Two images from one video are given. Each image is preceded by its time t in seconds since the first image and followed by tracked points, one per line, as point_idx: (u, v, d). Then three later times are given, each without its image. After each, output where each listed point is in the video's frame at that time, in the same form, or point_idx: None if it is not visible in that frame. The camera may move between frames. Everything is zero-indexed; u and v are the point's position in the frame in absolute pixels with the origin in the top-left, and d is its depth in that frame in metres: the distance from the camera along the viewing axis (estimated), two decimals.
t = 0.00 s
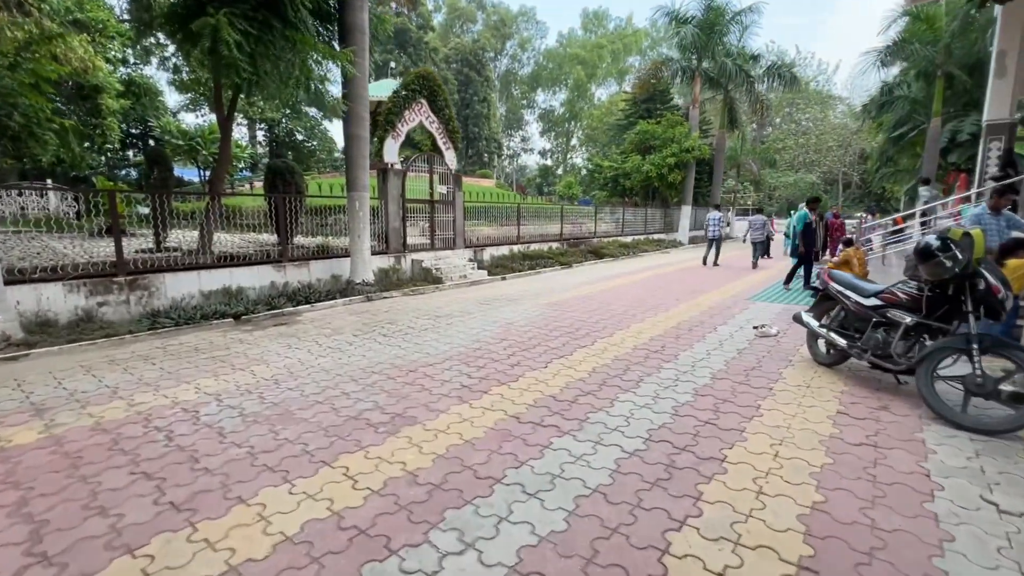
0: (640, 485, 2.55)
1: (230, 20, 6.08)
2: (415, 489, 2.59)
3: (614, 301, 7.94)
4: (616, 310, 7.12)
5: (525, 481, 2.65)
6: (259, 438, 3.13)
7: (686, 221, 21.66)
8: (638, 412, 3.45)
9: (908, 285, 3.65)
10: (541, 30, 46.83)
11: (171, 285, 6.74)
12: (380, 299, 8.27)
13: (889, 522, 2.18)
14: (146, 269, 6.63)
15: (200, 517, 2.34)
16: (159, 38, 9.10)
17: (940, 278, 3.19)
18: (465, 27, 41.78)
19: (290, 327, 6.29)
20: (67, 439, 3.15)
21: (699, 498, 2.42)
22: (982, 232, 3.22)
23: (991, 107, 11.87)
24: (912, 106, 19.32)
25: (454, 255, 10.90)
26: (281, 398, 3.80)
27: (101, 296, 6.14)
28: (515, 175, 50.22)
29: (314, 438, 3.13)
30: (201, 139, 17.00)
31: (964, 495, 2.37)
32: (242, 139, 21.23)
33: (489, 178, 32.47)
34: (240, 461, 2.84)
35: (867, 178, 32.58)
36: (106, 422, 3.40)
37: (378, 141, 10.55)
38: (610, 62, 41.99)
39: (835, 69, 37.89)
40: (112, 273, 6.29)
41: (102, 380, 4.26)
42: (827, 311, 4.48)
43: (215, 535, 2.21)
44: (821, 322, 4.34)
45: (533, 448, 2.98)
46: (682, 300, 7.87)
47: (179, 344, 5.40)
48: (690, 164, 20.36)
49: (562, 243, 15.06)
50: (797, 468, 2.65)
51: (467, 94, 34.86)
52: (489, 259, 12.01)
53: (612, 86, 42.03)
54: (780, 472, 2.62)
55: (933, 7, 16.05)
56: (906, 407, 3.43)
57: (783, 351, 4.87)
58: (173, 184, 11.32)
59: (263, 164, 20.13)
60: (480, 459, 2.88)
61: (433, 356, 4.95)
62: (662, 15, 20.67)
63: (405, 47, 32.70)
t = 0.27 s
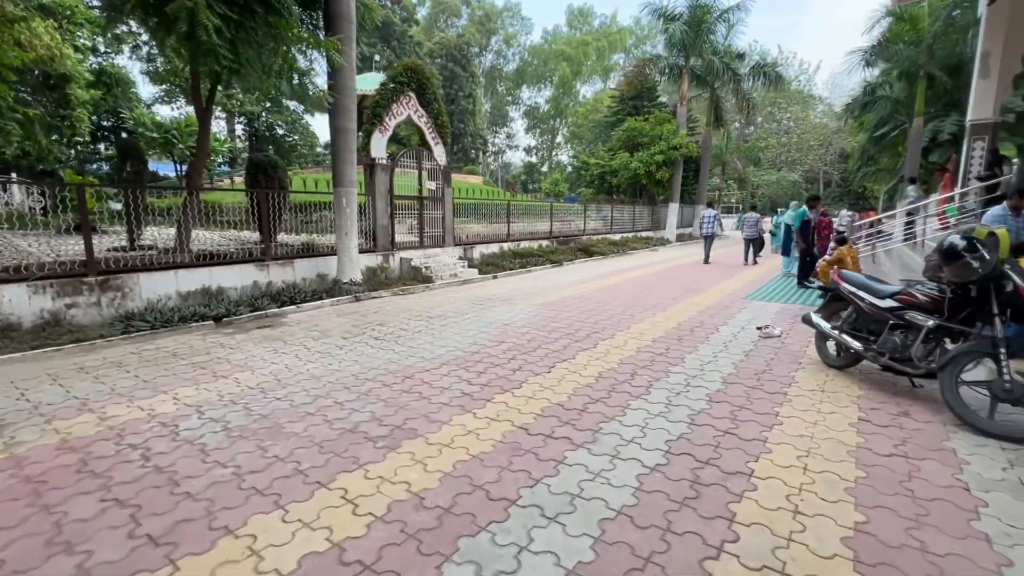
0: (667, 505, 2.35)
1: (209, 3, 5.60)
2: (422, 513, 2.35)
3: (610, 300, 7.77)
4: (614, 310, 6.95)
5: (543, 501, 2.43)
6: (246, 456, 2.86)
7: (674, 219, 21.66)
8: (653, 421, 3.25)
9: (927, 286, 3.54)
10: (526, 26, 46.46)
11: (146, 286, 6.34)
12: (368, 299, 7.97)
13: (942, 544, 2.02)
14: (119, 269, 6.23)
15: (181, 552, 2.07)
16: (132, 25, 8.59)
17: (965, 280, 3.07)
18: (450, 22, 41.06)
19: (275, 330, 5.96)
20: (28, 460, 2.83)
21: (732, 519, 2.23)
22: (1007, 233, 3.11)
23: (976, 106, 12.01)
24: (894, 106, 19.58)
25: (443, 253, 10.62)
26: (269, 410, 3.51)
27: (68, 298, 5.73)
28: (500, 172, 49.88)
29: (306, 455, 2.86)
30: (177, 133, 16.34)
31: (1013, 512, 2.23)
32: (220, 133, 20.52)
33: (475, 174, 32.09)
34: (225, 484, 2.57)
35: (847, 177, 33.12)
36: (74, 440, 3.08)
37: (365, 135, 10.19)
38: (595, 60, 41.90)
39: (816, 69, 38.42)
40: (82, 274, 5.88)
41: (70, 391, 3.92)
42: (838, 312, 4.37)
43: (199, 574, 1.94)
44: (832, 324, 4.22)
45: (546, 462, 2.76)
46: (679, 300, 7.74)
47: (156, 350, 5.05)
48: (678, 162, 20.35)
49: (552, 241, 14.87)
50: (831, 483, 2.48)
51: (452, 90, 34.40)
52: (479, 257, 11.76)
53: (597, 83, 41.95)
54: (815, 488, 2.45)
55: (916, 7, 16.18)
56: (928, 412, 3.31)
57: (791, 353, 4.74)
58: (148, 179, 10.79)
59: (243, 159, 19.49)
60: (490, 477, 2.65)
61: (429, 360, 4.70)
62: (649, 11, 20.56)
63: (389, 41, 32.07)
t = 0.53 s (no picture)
0: (692, 528, 2.17)
1: None
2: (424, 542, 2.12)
3: (601, 300, 7.62)
4: (606, 310, 6.79)
5: (556, 526, 2.22)
6: (223, 478, 2.58)
7: (656, 217, 21.70)
8: (663, 431, 3.07)
9: (938, 286, 3.45)
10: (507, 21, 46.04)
11: (110, 287, 5.91)
12: (351, 300, 7.65)
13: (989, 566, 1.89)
14: (80, 269, 5.79)
15: None
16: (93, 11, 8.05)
17: (983, 281, 2.98)
18: (430, 16, 40.28)
19: (253, 333, 5.62)
20: None
21: (763, 542, 2.06)
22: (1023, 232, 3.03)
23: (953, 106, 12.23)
24: (870, 106, 19.96)
25: (427, 251, 10.33)
26: (247, 424, 3.22)
27: (24, 301, 5.30)
28: (481, 169, 49.48)
29: (291, 476, 2.60)
30: (144, 125, 15.57)
31: None
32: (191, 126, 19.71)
33: (456, 171, 31.68)
34: (199, 513, 2.29)
35: (822, 176, 33.81)
36: (25, 463, 2.75)
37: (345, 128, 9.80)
38: (575, 57, 41.83)
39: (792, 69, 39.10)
40: (38, 274, 5.45)
41: (23, 405, 3.55)
42: (841, 313, 4.27)
43: None
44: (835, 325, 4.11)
45: (555, 480, 2.55)
46: (670, 298, 7.63)
47: (121, 357, 4.67)
48: (660, 159, 20.38)
49: (537, 239, 14.68)
50: (860, 498, 2.33)
51: (432, 85, 33.85)
52: (464, 255, 11.50)
53: (578, 80, 41.87)
54: (844, 503, 2.30)
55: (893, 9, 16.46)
56: (941, 417, 3.22)
57: (791, 354, 4.65)
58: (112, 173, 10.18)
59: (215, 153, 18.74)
60: (496, 498, 2.42)
61: (419, 365, 4.45)
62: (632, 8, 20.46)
63: (368, 34, 31.35)
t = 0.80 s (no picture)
0: (727, 559, 1.94)
1: None
2: None
3: (590, 301, 7.42)
4: (598, 312, 6.62)
5: (576, 561, 1.96)
6: (190, 515, 2.24)
7: (637, 217, 21.75)
8: (677, 445, 2.86)
9: (951, 286, 3.33)
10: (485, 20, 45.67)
11: (65, 292, 5.44)
12: (330, 303, 7.27)
13: None
14: (30, 272, 5.30)
15: None
16: None
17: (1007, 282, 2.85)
18: (407, 13, 39.58)
19: (224, 340, 5.22)
20: None
21: None
22: None
23: (928, 109, 12.50)
24: (843, 109, 20.39)
25: (409, 252, 9.99)
26: (218, 446, 2.88)
27: None
28: (459, 169, 49.04)
29: (269, 509, 2.28)
30: (105, 120, 14.74)
31: None
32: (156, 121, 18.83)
33: (435, 170, 31.30)
34: (161, 557, 1.97)
35: (795, 177, 34.55)
36: None
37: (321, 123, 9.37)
38: (554, 57, 41.81)
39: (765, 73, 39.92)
40: None
41: None
42: (845, 315, 4.16)
43: None
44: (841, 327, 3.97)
45: (568, 505, 2.31)
46: (660, 299, 7.49)
47: (74, 370, 4.23)
48: (641, 160, 20.42)
49: (520, 239, 14.47)
50: (902, 520, 2.14)
51: (409, 83, 33.30)
52: (447, 256, 11.19)
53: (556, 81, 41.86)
54: (887, 526, 2.11)
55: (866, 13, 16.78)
56: (960, 424, 3.09)
57: (794, 357, 4.51)
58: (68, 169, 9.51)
59: (182, 150, 17.92)
60: (505, 529, 2.14)
61: (407, 375, 4.15)
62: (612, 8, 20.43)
63: (343, 29, 30.62)
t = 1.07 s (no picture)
0: None
1: None
2: None
3: (575, 307, 7.27)
4: (585, 318, 6.46)
5: None
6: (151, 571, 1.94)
7: (613, 219, 21.84)
8: (688, 466, 2.69)
9: (953, 295, 3.29)
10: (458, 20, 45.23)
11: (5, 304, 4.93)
12: (303, 312, 6.89)
13: None
14: None
15: None
16: None
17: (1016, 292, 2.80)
18: (378, 12, 38.76)
19: (188, 355, 4.82)
20: None
21: None
22: None
23: (894, 115, 12.90)
24: (810, 114, 20.97)
25: (385, 257, 9.64)
26: (183, 483, 2.56)
27: None
28: (432, 170, 48.43)
29: (245, 561, 2.00)
30: (53, 115, 13.79)
31: None
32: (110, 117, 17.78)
33: (409, 171, 30.74)
34: None
35: (763, 180, 35.45)
36: None
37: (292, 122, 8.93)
38: (527, 59, 41.80)
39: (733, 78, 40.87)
40: None
41: None
42: (841, 322, 4.10)
43: None
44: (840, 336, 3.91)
45: (582, 543, 2.10)
46: (645, 304, 7.40)
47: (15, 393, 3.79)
48: (617, 162, 20.49)
49: (498, 242, 14.25)
50: (936, 549, 2.02)
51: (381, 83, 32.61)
52: (424, 260, 10.88)
53: (530, 83, 41.81)
54: (922, 557, 1.98)
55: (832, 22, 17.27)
56: (967, 435, 3.03)
57: (789, 364, 4.44)
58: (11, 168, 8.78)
59: (140, 148, 16.98)
60: None
61: (391, 392, 3.87)
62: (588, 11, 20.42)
63: (312, 26, 29.78)
